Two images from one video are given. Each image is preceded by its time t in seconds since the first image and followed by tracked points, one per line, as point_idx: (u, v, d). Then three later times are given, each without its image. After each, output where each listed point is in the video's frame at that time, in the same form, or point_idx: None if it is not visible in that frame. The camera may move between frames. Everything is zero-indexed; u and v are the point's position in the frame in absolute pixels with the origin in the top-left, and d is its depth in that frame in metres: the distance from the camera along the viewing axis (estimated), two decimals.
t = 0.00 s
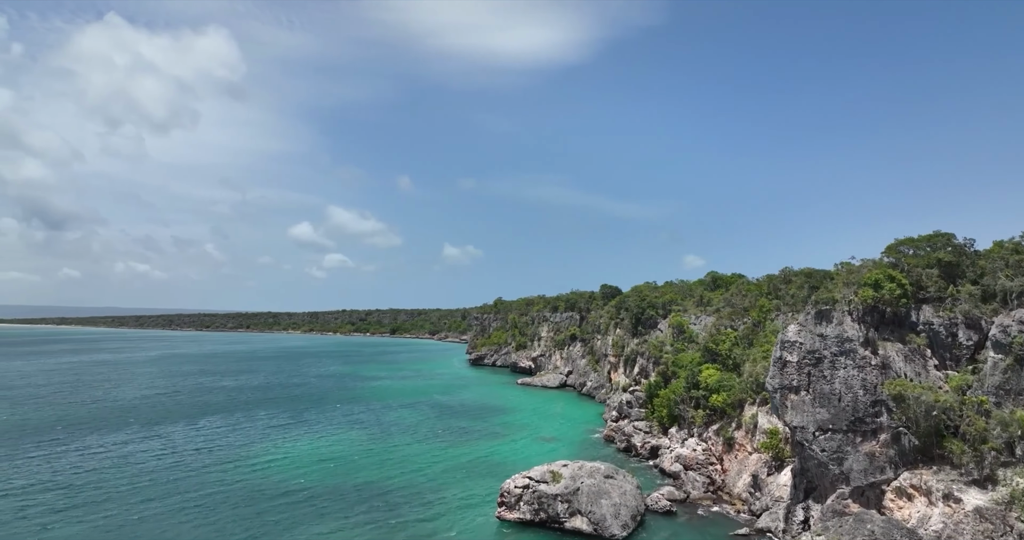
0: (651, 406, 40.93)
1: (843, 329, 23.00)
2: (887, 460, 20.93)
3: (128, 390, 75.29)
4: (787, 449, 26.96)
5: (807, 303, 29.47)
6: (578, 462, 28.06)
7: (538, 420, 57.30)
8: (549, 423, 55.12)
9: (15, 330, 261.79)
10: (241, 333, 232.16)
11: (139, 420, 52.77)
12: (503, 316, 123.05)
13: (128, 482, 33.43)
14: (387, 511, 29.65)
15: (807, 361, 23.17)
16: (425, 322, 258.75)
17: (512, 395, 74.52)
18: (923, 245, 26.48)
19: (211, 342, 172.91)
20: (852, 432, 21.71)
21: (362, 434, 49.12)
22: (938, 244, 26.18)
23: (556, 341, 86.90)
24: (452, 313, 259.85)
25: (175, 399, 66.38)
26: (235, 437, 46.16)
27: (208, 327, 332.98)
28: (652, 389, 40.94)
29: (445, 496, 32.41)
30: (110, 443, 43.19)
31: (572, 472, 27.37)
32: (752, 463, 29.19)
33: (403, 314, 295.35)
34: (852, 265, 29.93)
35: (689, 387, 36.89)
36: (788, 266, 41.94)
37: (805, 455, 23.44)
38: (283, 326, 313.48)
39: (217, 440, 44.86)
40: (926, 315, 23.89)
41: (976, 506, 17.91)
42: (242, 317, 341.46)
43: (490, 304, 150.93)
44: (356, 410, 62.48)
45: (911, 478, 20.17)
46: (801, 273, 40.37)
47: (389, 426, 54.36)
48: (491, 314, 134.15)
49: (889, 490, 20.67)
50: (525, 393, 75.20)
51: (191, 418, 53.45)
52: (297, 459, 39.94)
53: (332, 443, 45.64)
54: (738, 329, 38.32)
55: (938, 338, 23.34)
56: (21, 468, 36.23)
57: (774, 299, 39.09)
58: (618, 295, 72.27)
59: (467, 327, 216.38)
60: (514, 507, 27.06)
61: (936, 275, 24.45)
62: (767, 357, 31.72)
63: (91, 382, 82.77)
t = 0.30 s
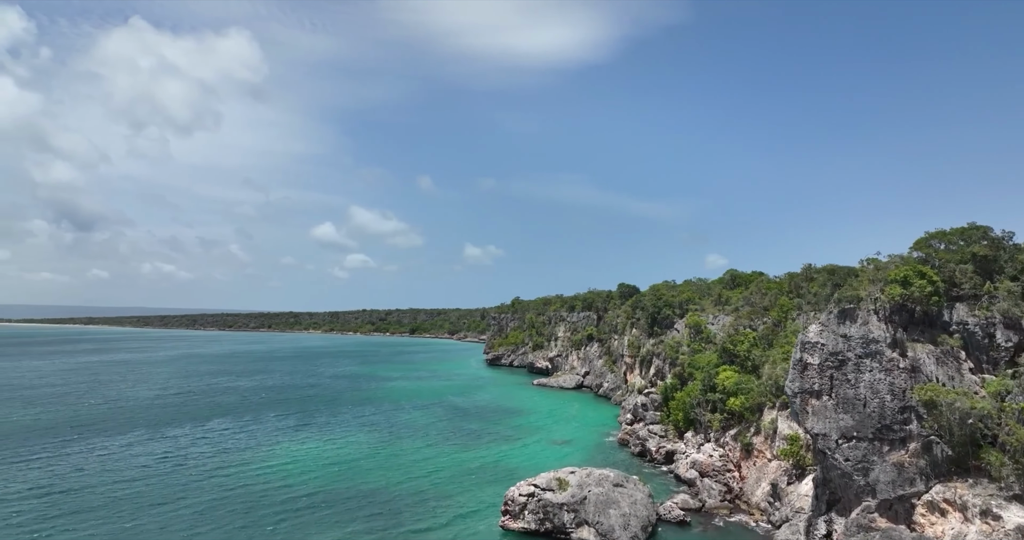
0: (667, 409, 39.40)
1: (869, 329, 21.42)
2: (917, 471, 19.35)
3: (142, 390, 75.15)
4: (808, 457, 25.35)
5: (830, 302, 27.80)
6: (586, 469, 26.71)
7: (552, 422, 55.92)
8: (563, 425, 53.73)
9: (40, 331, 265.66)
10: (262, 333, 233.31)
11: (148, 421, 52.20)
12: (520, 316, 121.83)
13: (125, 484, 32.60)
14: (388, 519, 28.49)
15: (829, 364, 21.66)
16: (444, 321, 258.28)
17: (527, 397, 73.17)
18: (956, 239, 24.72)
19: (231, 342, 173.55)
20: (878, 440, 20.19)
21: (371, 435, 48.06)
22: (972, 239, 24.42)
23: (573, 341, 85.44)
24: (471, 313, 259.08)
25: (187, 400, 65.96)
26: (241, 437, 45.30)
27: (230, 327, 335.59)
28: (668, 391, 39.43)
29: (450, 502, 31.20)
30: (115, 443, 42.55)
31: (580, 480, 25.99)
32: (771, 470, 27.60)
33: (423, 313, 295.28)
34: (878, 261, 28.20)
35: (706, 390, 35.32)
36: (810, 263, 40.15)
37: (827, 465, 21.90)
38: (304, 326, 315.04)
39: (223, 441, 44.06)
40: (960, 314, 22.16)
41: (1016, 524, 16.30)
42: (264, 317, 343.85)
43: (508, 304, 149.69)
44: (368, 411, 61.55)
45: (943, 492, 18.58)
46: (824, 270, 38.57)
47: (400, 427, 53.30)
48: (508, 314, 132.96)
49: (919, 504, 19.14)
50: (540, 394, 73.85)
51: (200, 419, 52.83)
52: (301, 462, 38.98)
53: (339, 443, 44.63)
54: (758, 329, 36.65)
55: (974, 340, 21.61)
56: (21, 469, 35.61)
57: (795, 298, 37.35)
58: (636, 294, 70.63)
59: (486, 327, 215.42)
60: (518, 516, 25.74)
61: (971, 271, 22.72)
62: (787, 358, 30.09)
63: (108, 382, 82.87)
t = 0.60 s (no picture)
0: (673, 413, 37.96)
1: (885, 330, 19.95)
2: (938, 485, 17.89)
3: (146, 391, 74.49)
4: (820, 465, 23.87)
5: (842, 301, 26.28)
6: (584, 477, 25.31)
7: (557, 424, 54.59)
8: (568, 427, 52.38)
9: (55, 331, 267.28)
10: (273, 333, 233.49)
11: (146, 423, 51.29)
12: (529, 316, 120.56)
13: (111, 491, 31.52)
14: (379, 528, 27.24)
15: (842, 368, 20.12)
16: (454, 322, 257.39)
17: (534, 399, 71.83)
18: (979, 233, 23.15)
19: (241, 342, 173.38)
20: (895, 450, 18.78)
21: (372, 436, 46.90)
22: (997, 233, 22.85)
23: (581, 341, 84.04)
24: (482, 313, 258.02)
25: (189, 401, 65.08)
26: (237, 439, 44.20)
27: (243, 327, 336.49)
28: (674, 394, 37.96)
29: (445, 510, 29.92)
30: (107, 446, 41.56)
31: (577, 489, 24.57)
32: (781, 479, 26.12)
33: (433, 313, 294.55)
34: (895, 257, 26.64)
35: (713, 393, 33.85)
36: (823, 260, 38.57)
37: (840, 475, 20.42)
38: (315, 326, 315.42)
39: (218, 443, 42.99)
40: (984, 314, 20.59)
41: None
42: (276, 317, 344.60)
43: (516, 304, 148.43)
44: (370, 412, 60.45)
45: (967, 507, 17.09)
46: (837, 268, 37.00)
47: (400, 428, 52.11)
48: (517, 314, 131.66)
49: (941, 520, 17.59)
50: (547, 396, 72.51)
51: (199, 421, 51.89)
52: (295, 466, 37.79)
53: (336, 445, 43.46)
54: (768, 330, 35.12)
55: (1001, 341, 20.02)
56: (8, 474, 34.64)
57: (807, 297, 35.78)
58: (644, 294, 69.14)
59: (496, 327, 214.35)
60: (512, 527, 24.39)
61: (996, 268, 21.14)
62: (798, 360, 28.60)
63: (113, 382, 82.35)
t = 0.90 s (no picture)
0: (667, 416, 36.66)
1: (887, 331, 18.66)
2: (944, 499, 16.62)
3: (133, 392, 73.18)
4: (818, 474, 22.50)
5: (840, 300, 24.94)
6: (569, 486, 23.97)
7: (550, 427, 53.28)
8: (561, 430, 51.05)
9: (53, 331, 265.93)
10: (270, 333, 232.17)
11: (128, 426, 49.93)
12: (526, 316, 119.25)
13: (78, 499, 30.23)
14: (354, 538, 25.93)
15: (841, 371, 18.81)
16: (453, 322, 256.14)
17: (528, 400, 70.53)
18: (987, 228, 21.85)
19: (237, 342, 171.99)
20: (897, 460, 17.47)
21: (358, 437, 45.55)
22: (1006, 227, 21.53)
23: (577, 342, 82.70)
24: (481, 313, 256.68)
25: (175, 403, 63.78)
26: (218, 443, 42.89)
27: (241, 327, 335.00)
28: (668, 397, 36.63)
29: (425, 518, 28.63)
30: (83, 450, 40.25)
31: (561, 498, 23.23)
32: (777, 487, 24.77)
33: (432, 313, 293.30)
34: (896, 255, 25.34)
35: (707, 397, 32.52)
36: (821, 258, 37.24)
37: (837, 487, 19.09)
38: (314, 326, 314.31)
39: (198, 447, 41.67)
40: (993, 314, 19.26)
41: None
42: (274, 317, 343.53)
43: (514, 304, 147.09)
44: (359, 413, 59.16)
45: (976, 523, 15.87)
46: (836, 266, 35.68)
47: (389, 429, 50.80)
48: (514, 314, 130.32)
49: (946, 536, 16.32)
50: (542, 397, 71.19)
51: (183, 424, 50.53)
52: (274, 470, 36.48)
53: (320, 448, 42.15)
54: (764, 330, 33.80)
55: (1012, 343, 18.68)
56: None
57: (805, 296, 34.45)
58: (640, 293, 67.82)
59: (494, 327, 213.10)
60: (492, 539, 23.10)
61: (1006, 264, 19.82)
62: (794, 362, 27.28)
63: (102, 383, 81.03)
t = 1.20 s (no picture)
0: (658, 420, 35.33)
1: (887, 331, 17.38)
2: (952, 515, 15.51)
3: (119, 392, 71.64)
4: (814, 484, 21.15)
5: (838, 299, 23.59)
6: (550, 495, 22.60)
7: (541, 429, 51.94)
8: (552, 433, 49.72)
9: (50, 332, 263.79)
10: (267, 333, 231.16)
11: (107, 428, 48.53)
12: (521, 316, 117.89)
13: (39, 506, 28.80)
14: None
15: (837, 375, 17.52)
16: (451, 322, 254.80)
17: (521, 402, 69.23)
18: (995, 222, 20.54)
19: (232, 342, 170.38)
20: (899, 471, 16.28)
21: (343, 440, 44.15)
22: (1016, 220, 20.19)
23: (572, 342, 81.38)
24: (479, 312, 255.41)
25: (160, 404, 62.35)
26: (197, 445, 41.47)
27: (239, 327, 333.67)
28: (660, 400, 35.28)
29: (402, 526, 27.25)
30: (55, 453, 38.83)
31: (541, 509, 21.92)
32: (771, 496, 23.40)
33: (430, 314, 291.96)
34: (896, 250, 23.99)
35: (699, 400, 31.14)
36: (819, 255, 35.92)
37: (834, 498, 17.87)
38: (311, 326, 312.99)
39: (175, 449, 40.25)
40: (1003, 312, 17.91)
41: None
42: (272, 317, 342.30)
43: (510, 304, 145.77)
44: (348, 414, 57.77)
45: None
46: (834, 263, 34.37)
47: (375, 431, 49.42)
48: (510, 314, 128.96)
49: None
50: (535, 399, 69.84)
51: (164, 426, 49.05)
52: (251, 473, 35.03)
53: (301, 449, 40.76)
54: (759, 331, 32.45)
55: None
56: None
57: (801, 295, 33.11)
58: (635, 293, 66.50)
59: (492, 327, 211.72)
60: None
61: (1017, 259, 18.46)
62: (789, 364, 25.96)
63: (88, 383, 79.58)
